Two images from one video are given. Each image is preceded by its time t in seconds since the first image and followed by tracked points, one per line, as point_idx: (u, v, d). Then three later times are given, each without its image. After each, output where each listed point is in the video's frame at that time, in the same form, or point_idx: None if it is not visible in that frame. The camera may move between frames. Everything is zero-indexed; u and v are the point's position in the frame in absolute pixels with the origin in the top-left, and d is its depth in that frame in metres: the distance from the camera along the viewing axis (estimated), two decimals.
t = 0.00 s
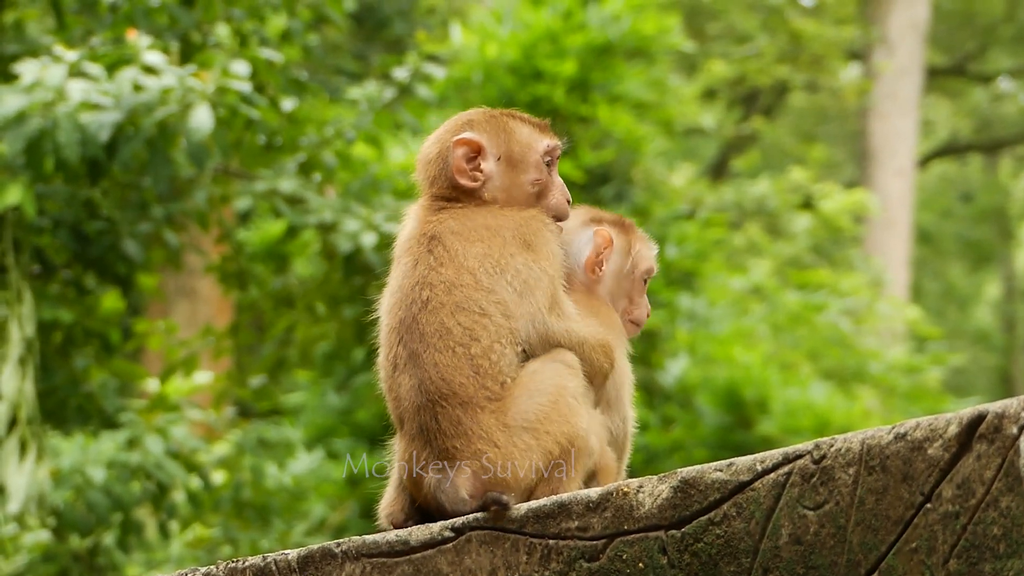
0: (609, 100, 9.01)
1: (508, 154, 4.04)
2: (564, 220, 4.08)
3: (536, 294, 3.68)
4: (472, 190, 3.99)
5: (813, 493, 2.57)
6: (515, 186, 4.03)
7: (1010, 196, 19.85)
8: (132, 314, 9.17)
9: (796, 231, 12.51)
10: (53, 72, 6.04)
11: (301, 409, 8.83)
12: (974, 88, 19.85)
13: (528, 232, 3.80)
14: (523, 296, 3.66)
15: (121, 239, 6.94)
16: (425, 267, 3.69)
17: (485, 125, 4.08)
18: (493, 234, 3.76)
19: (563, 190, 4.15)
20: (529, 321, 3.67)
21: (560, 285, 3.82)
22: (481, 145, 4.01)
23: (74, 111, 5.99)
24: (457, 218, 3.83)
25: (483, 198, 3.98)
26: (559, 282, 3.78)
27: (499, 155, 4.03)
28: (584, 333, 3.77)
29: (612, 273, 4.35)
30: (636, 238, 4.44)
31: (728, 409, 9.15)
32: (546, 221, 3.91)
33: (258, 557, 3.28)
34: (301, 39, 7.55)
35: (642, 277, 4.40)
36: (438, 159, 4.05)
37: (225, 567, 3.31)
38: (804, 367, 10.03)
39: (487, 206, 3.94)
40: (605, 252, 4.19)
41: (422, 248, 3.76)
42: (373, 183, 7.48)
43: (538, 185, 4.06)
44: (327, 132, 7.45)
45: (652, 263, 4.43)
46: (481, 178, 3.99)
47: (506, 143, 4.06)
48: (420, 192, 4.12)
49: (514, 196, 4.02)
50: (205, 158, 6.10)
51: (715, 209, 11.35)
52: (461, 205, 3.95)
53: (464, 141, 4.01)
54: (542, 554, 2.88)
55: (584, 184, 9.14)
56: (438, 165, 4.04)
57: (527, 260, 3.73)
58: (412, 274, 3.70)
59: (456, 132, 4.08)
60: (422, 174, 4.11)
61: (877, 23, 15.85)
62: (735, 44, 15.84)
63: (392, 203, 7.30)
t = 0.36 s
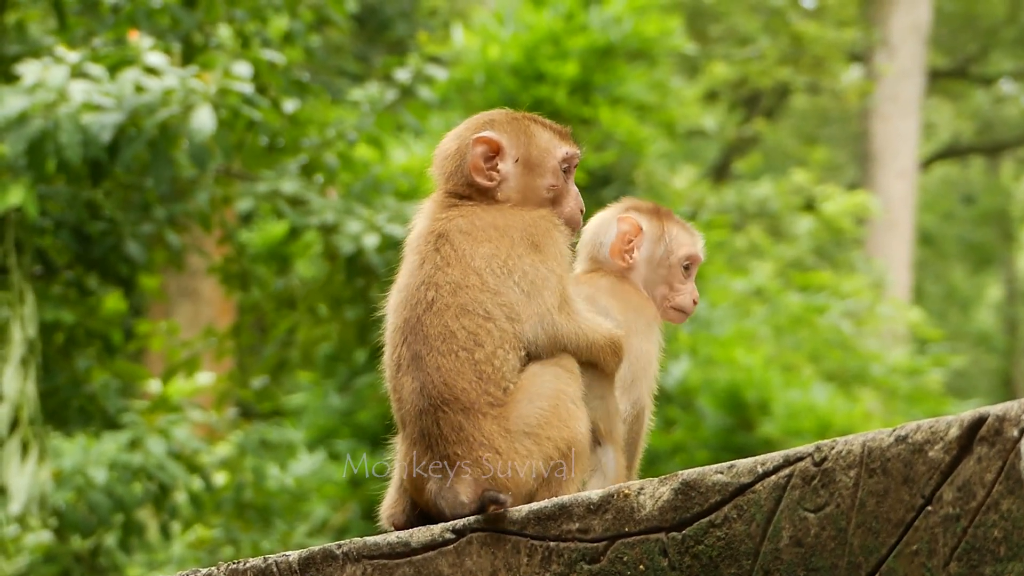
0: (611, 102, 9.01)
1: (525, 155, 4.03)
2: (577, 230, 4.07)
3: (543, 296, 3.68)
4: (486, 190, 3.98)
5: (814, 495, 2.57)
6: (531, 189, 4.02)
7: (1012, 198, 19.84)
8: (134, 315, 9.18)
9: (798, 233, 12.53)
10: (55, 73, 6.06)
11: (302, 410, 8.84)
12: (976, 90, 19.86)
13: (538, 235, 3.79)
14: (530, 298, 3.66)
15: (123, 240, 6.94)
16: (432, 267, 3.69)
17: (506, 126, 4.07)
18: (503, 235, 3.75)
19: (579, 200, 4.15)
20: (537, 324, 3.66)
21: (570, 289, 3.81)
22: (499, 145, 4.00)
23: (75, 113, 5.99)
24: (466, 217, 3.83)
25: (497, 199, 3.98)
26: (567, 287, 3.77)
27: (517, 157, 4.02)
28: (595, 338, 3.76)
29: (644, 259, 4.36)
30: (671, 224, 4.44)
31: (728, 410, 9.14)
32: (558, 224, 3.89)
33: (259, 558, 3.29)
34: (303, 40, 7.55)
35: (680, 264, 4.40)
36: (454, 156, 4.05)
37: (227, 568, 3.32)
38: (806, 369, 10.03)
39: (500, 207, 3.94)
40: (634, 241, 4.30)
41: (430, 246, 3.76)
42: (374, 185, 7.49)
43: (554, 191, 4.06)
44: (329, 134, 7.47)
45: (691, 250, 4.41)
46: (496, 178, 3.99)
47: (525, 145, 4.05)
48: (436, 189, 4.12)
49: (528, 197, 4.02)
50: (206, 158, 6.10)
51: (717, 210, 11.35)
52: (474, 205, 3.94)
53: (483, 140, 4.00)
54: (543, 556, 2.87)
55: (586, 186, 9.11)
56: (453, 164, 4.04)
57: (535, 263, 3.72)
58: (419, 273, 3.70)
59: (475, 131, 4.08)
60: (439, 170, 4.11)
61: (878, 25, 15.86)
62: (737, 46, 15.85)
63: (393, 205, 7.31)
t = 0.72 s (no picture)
0: (612, 103, 9.01)
1: (513, 154, 4.02)
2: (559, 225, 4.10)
3: (544, 302, 3.69)
4: (475, 190, 3.96)
5: (815, 496, 2.55)
6: (518, 187, 4.02)
7: (1013, 198, 19.83)
8: (135, 316, 9.19)
9: (799, 234, 12.53)
10: (56, 74, 6.08)
11: (303, 411, 8.84)
12: (977, 91, 19.83)
13: (535, 239, 3.79)
14: (531, 303, 3.66)
15: (124, 241, 6.94)
16: (432, 269, 3.65)
17: (492, 123, 4.06)
18: (500, 237, 3.74)
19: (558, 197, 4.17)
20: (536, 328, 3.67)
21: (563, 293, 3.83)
22: (487, 142, 3.99)
23: (76, 113, 5.99)
24: (462, 217, 3.79)
25: (485, 197, 3.96)
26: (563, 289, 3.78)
27: (504, 155, 4.01)
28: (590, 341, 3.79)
29: (644, 261, 4.36)
30: (674, 227, 4.43)
31: (729, 411, 9.14)
32: (546, 225, 3.91)
33: (261, 559, 3.29)
34: (304, 41, 7.56)
35: (682, 266, 4.38)
36: (440, 154, 4.01)
37: (228, 568, 3.32)
38: (806, 369, 10.03)
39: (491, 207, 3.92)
40: (635, 243, 4.34)
41: (427, 247, 3.71)
42: (376, 186, 7.52)
43: (538, 189, 4.07)
44: (330, 135, 7.48)
45: (693, 251, 4.39)
46: (486, 178, 3.97)
47: (511, 143, 4.04)
48: (418, 187, 4.07)
49: (516, 198, 4.02)
50: (207, 159, 6.09)
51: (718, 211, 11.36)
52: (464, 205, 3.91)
53: (471, 137, 3.98)
54: (543, 556, 2.87)
55: (586, 186, 9.08)
56: (441, 162, 4.00)
57: (532, 267, 3.73)
58: (418, 274, 3.66)
59: (461, 129, 4.04)
60: (422, 167, 4.06)
61: (880, 26, 15.87)
62: (738, 47, 15.86)
63: (394, 205, 7.31)
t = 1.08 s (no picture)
0: (612, 103, 9.02)
1: (500, 152, 4.03)
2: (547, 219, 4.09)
3: (538, 302, 3.69)
4: (464, 188, 3.96)
5: (814, 495, 2.55)
6: (506, 184, 4.02)
7: (1013, 197, 19.82)
8: (135, 316, 9.20)
9: (799, 233, 12.53)
10: (55, 74, 6.08)
11: (303, 411, 8.84)
12: (976, 90, 19.83)
13: (527, 238, 3.79)
14: (525, 303, 3.66)
15: (124, 241, 6.94)
16: (425, 270, 3.64)
17: (478, 120, 4.06)
18: (492, 237, 3.73)
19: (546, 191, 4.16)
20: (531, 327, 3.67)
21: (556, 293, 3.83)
22: (474, 140, 3.98)
23: (76, 113, 5.99)
24: (453, 217, 3.78)
25: (474, 195, 3.96)
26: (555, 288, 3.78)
27: (491, 152, 4.01)
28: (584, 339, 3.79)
29: (642, 264, 4.35)
30: (673, 229, 4.43)
31: (729, 411, 9.14)
32: (535, 223, 3.90)
33: (260, 558, 3.29)
34: (304, 41, 7.56)
35: (681, 268, 4.38)
36: (428, 154, 4.00)
37: (228, 568, 3.31)
38: (806, 369, 10.03)
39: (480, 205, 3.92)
40: (633, 245, 4.33)
41: (419, 250, 3.70)
42: (375, 185, 7.56)
43: (526, 184, 4.07)
44: (330, 134, 7.47)
45: (693, 254, 4.39)
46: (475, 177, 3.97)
47: (498, 139, 4.04)
48: (406, 187, 4.06)
49: (505, 195, 4.02)
50: (207, 159, 6.09)
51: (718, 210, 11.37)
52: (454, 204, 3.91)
53: (457, 135, 3.98)
54: (543, 556, 2.87)
55: (586, 186, 9.08)
56: (429, 162, 3.99)
57: (525, 266, 3.73)
58: (412, 277, 3.65)
59: (447, 127, 4.04)
60: (410, 167, 4.05)
61: (879, 25, 15.87)
62: (737, 47, 15.86)
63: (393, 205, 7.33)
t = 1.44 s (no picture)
0: (612, 101, 9.01)
1: (506, 154, 4.02)
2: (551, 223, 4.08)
3: (541, 303, 3.68)
4: (468, 188, 3.96)
5: (816, 493, 2.54)
6: (511, 185, 4.01)
7: (1013, 196, 19.82)
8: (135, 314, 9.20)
9: (799, 231, 12.53)
10: (55, 72, 6.08)
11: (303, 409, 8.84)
12: (976, 88, 19.82)
13: (530, 239, 3.78)
14: (527, 303, 3.66)
15: (124, 238, 6.94)
16: (428, 268, 3.64)
17: (485, 120, 4.05)
18: (494, 237, 3.73)
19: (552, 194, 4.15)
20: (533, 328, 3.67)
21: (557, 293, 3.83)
22: (480, 140, 3.98)
23: (76, 111, 5.99)
24: (457, 216, 3.78)
25: (479, 196, 3.95)
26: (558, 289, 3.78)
27: (497, 152, 4.00)
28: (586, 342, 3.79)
29: (618, 259, 4.32)
30: (649, 222, 4.37)
31: (729, 409, 9.14)
32: (538, 226, 3.90)
33: (261, 556, 3.28)
34: (304, 39, 7.54)
35: (656, 259, 4.31)
36: (434, 153, 4.00)
37: (228, 566, 3.30)
38: (806, 367, 10.02)
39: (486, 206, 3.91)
40: (608, 242, 4.33)
41: (422, 248, 3.70)
42: (375, 183, 7.56)
43: (532, 187, 4.05)
44: (330, 132, 7.46)
45: (668, 245, 4.32)
46: (478, 177, 3.97)
47: (504, 140, 4.03)
48: (412, 186, 4.06)
49: (510, 197, 4.01)
50: (207, 157, 6.09)
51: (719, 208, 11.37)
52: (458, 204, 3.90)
53: (463, 135, 3.98)
54: (544, 553, 2.86)
55: (586, 184, 9.07)
56: (435, 162, 3.99)
57: (528, 267, 3.72)
58: (415, 274, 3.64)
59: (454, 126, 4.04)
60: (415, 166, 4.05)
61: (879, 24, 15.85)
62: (737, 45, 15.87)
63: (393, 203, 7.33)
